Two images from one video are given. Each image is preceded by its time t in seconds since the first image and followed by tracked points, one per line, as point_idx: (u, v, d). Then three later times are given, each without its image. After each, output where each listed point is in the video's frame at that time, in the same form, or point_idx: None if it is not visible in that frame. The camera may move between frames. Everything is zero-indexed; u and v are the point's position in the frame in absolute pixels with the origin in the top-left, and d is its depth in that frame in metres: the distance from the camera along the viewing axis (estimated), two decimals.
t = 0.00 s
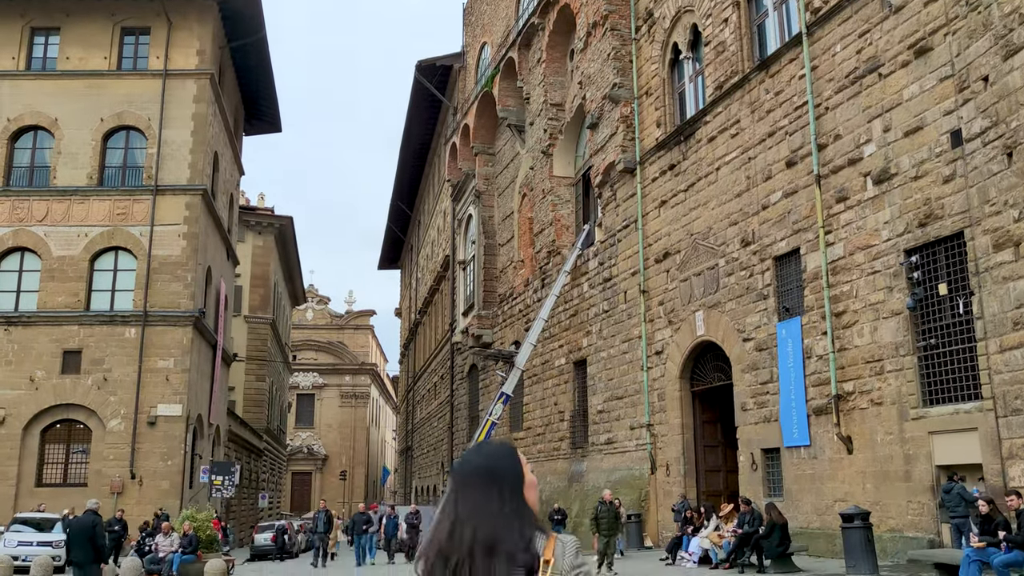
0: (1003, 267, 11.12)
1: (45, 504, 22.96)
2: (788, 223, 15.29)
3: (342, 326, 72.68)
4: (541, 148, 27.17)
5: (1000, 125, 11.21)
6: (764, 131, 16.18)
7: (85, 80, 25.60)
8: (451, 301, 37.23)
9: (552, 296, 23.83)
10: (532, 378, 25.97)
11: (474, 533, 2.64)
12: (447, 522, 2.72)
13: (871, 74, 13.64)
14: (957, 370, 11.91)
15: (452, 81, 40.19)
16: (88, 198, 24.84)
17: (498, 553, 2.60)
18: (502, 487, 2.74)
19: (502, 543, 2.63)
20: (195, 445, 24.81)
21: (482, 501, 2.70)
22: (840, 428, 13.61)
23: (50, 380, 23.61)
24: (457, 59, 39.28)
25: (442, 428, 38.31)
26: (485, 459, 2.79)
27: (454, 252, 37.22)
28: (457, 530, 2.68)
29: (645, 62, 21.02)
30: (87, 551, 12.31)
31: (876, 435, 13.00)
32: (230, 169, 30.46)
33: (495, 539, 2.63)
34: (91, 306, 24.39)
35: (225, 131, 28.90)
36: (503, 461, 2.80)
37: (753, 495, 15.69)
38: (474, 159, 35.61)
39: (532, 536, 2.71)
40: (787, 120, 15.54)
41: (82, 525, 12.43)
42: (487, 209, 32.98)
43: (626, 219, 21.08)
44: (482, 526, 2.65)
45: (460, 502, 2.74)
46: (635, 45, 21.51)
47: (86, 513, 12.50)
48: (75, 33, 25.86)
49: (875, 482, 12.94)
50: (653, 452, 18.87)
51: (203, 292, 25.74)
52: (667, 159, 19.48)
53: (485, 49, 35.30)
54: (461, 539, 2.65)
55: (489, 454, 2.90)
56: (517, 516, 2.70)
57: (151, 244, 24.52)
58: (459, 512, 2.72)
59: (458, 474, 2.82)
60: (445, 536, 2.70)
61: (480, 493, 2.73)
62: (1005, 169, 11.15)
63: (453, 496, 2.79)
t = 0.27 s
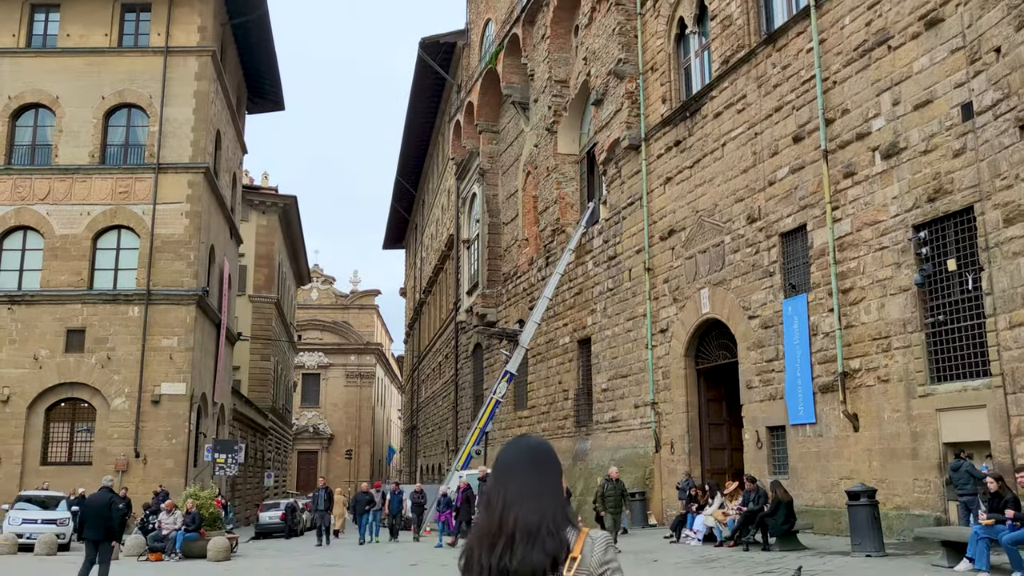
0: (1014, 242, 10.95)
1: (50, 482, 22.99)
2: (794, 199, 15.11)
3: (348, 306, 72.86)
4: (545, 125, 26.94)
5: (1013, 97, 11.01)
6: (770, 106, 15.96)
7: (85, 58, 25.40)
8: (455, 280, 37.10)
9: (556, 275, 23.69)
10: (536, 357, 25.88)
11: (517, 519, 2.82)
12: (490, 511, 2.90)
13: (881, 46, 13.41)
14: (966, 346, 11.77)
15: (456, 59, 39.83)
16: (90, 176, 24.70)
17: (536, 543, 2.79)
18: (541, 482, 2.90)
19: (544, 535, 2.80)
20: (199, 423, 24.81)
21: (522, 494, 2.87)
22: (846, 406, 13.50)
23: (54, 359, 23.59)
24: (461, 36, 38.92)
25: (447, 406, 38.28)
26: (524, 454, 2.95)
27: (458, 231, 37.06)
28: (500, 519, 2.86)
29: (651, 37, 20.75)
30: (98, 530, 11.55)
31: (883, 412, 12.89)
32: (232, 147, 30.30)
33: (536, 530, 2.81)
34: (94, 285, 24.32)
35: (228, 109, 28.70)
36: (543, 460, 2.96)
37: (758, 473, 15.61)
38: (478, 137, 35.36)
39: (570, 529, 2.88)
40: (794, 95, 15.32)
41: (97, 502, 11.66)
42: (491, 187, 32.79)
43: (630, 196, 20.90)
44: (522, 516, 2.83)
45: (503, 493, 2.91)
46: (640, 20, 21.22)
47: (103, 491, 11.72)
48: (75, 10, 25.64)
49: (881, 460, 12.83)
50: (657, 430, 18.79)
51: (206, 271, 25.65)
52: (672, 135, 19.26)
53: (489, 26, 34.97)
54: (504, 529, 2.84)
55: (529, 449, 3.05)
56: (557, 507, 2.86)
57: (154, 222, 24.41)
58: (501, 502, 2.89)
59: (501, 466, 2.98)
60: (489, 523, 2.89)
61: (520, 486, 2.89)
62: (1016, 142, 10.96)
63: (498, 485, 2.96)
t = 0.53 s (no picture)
0: None
1: (55, 464, 22.99)
2: (802, 178, 14.88)
3: (353, 287, 72.83)
4: (550, 105, 26.67)
5: None
6: (777, 84, 15.71)
7: (86, 38, 25.19)
8: (460, 261, 36.93)
9: (561, 256, 23.51)
10: (541, 338, 25.75)
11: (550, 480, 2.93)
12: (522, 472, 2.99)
13: (891, 21, 13.14)
14: (975, 326, 11.59)
15: (460, 38, 39.46)
16: (92, 157, 24.55)
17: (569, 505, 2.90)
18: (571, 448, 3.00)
19: (574, 496, 2.92)
20: (203, 405, 24.77)
21: (554, 458, 2.96)
22: (853, 386, 13.34)
23: (58, 341, 23.54)
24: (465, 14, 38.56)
25: (452, 388, 38.22)
26: (554, 420, 3.03)
27: (463, 212, 36.84)
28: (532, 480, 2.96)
29: (656, 14, 20.45)
30: (110, 508, 11.35)
31: (890, 393, 12.73)
32: (235, 128, 30.11)
33: (569, 493, 2.92)
34: (97, 266, 24.22)
35: (230, 89, 28.49)
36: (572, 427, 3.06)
37: (763, 455, 15.48)
38: (482, 117, 35.08)
39: (597, 492, 3.00)
40: (802, 71, 15.06)
41: (106, 484, 11.52)
42: (496, 167, 32.54)
43: (636, 175, 20.68)
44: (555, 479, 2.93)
45: (532, 457, 2.99)
46: None
47: (113, 474, 11.54)
48: None
49: (888, 442, 12.68)
50: (662, 412, 18.65)
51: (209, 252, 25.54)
52: (678, 114, 19.01)
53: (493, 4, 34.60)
54: (535, 492, 2.94)
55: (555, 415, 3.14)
56: (589, 473, 2.97)
57: (156, 203, 24.27)
58: (534, 463, 2.98)
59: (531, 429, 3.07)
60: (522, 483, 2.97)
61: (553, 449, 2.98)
62: None
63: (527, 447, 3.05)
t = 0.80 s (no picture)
0: None
1: (63, 448, 23.01)
2: (811, 159, 14.67)
3: (361, 272, 72.41)
4: (557, 87, 26.45)
5: None
6: (787, 64, 15.48)
7: (89, 21, 25.02)
8: (467, 245, 36.79)
9: (568, 239, 23.35)
10: (548, 322, 25.64)
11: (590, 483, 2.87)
12: (558, 478, 2.93)
13: None
14: (987, 309, 11.42)
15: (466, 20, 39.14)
16: (96, 140, 24.44)
17: (607, 510, 2.84)
18: (607, 452, 2.94)
19: (615, 499, 2.86)
20: (209, 389, 24.76)
21: (590, 463, 2.90)
22: (863, 370, 13.19)
23: (64, 325, 23.53)
24: None
25: (460, 372, 38.19)
26: (593, 426, 2.98)
27: (469, 195, 36.67)
28: (569, 485, 2.90)
29: None
30: (121, 493, 11.12)
31: (901, 377, 12.58)
32: (241, 111, 29.97)
33: (610, 497, 2.86)
34: (103, 251, 24.17)
35: (235, 73, 28.34)
36: (608, 430, 3.00)
37: (772, 439, 15.35)
38: (488, 100, 34.84)
39: (634, 495, 2.94)
40: (812, 51, 14.82)
41: (114, 471, 11.26)
42: (503, 150, 32.32)
43: (643, 158, 20.49)
44: (592, 484, 2.87)
45: (573, 464, 2.92)
46: None
47: (119, 460, 11.32)
48: None
49: (899, 426, 12.53)
50: (670, 396, 18.54)
51: (215, 236, 25.46)
52: (686, 95, 18.78)
53: None
54: (577, 497, 2.87)
55: (589, 420, 3.07)
56: (626, 476, 2.92)
57: (162, 187, 24.16)
58: (570, 469, 2.93)
59: (563, 435, 3.01)
60: (559, 489, 2.91)
61: (587, 454, 2.93)
62: None
63: (562, 453, 2.99)
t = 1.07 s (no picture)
0: None
1: (74, 433, 23.06)
2: (825, 141, 14.45)
3: (371, 259, 72.36)
4: (567, 70, 26.20)
5: None
6: (800, 44, 15.23)
7: (97, 5, 24.90)
8: (477, 230, 36.63)
9: (578, 224, 23.19)
10: (558, 307, 25.49)
11: (633, 442, 2.93)
12: (604, 438, 2.98)
13: None
14: (1004, 292, 11.22)
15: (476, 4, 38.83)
16: (105, 126, 24.37)
17: (656, 465, 2.91)
18: (649, 410, 3.00)
19: (661, 455, 2.93)
20: (219, 375, 24.76)
21: (634, 422, 2.97)
22: (877, 355, 13.01)
23: (74, 311, 23.54)
24: None
25: (470, 357, 38.10)
26: (631, 388, 3.04)
27: (479, 180, 36.48)
28: (615, 445, 2.96)
29: None
30: (134, 475, 11.10)
31: (915, 361, 12.40)
32: (249, 96, 29.84)
33: (657, 453, 2.93)
34: (112, 236, 24.14)
35: (243, 57, 28.19)
36: (645, 391, 3.06)
37: (784, 425, 15.20)
38: (498, 84, 34.59)
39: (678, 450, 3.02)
40: (826, 31, 14.58)
41: (126, 454, 11.25)
42: (513, 134, 32.11)
43: (654, 141, 20.28)
44: (640, 442, 2.93)
45: (617, 425, 2.98)
46: None
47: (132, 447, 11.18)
48: None
49: (913, 411, 12.36)
50: (681, 381, 18.40)
51: (224, 222, 25.39)
52: (697, 77, 18.54)
53: None
54: (624, 456, 2.93)
55: (624, 383, 3.13)
56: (668, 434, 2.99)
57: (170, 172, 24.09)
58: (615, 429, 2.98)
59: (604, 397, 3.07)
60: (605, 449, 2.97)
61: (631, 413, 2.99)
62: None
63: (604, 415, 3.04)
